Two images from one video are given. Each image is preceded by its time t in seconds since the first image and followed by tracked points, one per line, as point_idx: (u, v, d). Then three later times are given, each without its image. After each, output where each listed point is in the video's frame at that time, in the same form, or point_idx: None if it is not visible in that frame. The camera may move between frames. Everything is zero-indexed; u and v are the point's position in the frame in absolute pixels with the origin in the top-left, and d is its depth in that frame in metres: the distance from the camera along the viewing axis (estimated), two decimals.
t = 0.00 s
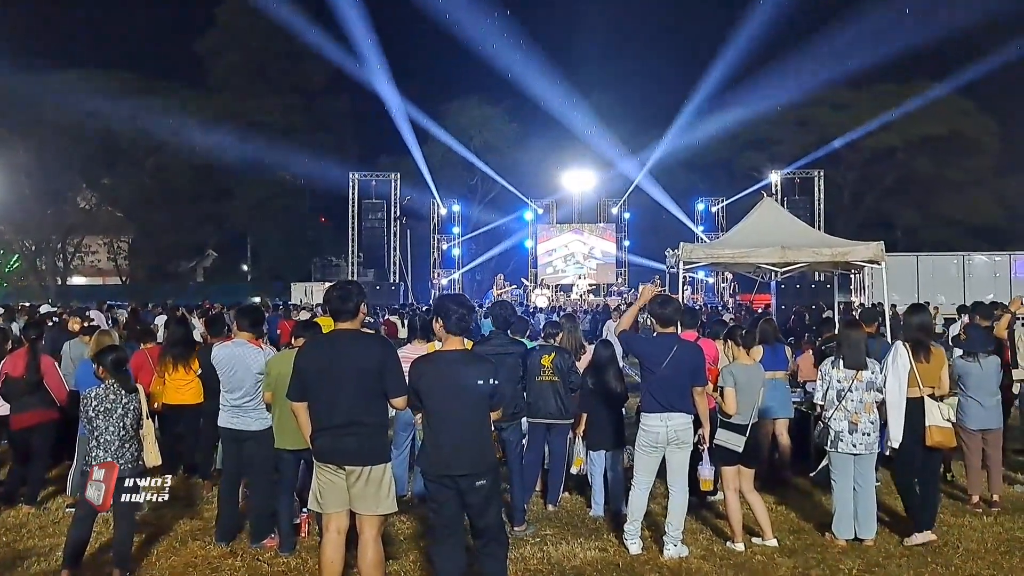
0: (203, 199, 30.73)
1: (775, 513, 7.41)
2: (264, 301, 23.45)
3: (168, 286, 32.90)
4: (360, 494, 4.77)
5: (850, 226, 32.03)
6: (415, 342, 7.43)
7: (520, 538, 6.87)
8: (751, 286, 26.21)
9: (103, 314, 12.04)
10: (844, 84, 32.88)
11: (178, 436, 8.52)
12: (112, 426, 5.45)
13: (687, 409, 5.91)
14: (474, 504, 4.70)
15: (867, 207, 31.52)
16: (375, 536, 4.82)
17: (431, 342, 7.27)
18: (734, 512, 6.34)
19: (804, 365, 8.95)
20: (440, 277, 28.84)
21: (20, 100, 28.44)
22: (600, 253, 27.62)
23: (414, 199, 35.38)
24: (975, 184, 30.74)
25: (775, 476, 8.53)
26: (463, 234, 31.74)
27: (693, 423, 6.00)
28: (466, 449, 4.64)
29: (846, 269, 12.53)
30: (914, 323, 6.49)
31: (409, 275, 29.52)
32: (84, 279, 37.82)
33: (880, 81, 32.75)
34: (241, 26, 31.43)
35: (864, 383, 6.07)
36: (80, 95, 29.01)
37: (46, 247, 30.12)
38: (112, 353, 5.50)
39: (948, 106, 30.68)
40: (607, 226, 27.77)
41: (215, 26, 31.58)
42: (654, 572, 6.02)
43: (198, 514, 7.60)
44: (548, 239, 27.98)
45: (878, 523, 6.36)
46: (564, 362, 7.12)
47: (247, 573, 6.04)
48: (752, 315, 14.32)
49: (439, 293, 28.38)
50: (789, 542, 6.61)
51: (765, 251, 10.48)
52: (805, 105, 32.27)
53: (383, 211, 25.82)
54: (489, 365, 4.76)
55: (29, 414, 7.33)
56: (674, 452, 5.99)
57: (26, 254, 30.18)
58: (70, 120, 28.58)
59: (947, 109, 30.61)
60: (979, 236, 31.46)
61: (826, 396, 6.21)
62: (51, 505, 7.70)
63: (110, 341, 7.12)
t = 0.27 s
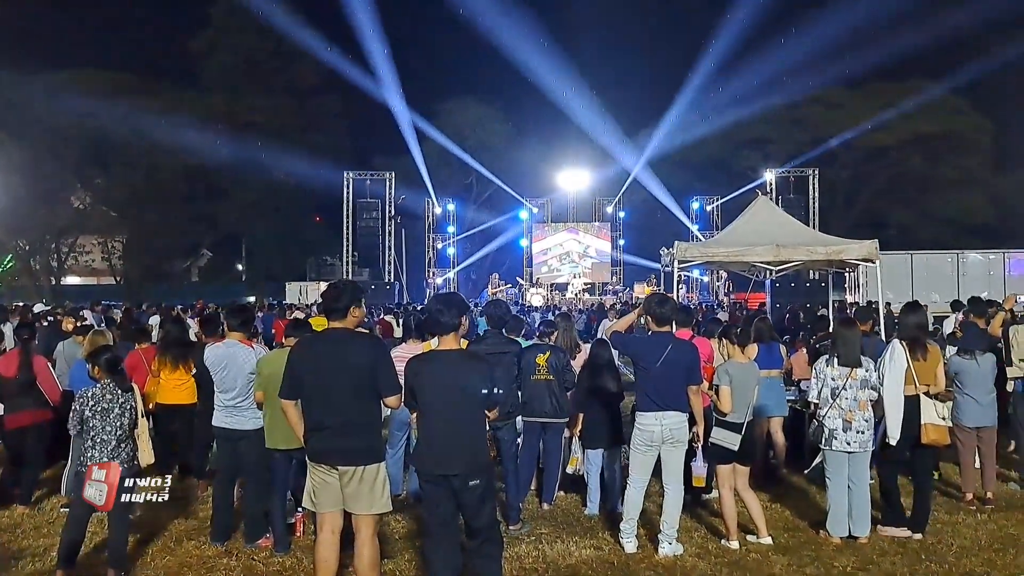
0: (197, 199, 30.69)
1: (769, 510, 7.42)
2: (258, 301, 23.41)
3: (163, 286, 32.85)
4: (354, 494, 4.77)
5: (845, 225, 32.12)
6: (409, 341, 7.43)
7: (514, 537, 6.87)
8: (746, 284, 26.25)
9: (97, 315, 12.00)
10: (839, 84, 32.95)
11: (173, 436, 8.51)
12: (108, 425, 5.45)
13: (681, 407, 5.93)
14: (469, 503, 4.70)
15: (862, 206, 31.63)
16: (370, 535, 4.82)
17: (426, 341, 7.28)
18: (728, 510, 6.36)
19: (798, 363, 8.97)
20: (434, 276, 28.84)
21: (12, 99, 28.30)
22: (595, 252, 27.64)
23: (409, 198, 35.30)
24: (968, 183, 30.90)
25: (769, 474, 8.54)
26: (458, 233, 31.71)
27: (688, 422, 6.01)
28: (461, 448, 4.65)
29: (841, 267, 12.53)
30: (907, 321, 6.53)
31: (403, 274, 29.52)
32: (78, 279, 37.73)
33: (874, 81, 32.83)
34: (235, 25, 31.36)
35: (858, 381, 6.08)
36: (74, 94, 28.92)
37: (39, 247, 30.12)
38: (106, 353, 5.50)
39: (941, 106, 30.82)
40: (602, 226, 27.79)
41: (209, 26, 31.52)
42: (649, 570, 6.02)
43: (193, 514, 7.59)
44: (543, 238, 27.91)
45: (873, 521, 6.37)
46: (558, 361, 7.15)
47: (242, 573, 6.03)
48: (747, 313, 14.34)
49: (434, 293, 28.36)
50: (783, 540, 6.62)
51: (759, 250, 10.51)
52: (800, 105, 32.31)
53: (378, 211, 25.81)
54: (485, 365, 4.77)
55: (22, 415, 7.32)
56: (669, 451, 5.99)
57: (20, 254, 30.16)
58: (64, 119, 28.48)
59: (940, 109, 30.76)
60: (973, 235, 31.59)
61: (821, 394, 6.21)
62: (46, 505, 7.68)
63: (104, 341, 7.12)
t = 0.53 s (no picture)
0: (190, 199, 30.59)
1: (763, 508, 7.45)
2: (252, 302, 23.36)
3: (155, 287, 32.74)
4: (348, 494, 4.76)
5: (838, 223, 32.20)
6: (402, 341, 7.43)
7: (509, 536, 6.87)
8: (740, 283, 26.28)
9: (89, 316, 11.95)
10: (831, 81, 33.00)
11: (166, 437, 8.49)
12: (103, 426, 5.44)
13: (675, 405, 5.94)
14: (464, 503, 4.70)
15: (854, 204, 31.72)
16: (365, 536, 4.82)
17: (420, 340, 7.28)
18: (722, 508, 6.37)
19: (791, 361, 9.00)
20: (428, 275, 28.86)
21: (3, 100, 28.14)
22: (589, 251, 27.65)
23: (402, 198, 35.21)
24: (959, 181, 31.02)
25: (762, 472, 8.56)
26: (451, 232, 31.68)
27: (682, 419, 6.02)
28: (456, 448, 4.65)
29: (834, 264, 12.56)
30: (899, 319, 6.56)
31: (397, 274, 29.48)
32: (71, 280, 37.58)
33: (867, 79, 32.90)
34: (226, 25, 31.25)
35: (851, 379, 6.10)
36: (65, 94, 28.84)
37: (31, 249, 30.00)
38: (97, 354, 5.48)
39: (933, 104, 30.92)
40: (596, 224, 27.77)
41: (201, 25, 31.40)
42: (643, 568, 6.04)
43: (187, 515, 7.58)
44: (537, 237, 27.89)
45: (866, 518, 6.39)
46: (552, 360, 7.15)
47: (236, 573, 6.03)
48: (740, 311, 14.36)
49: (428, 292, 28.35)
50: (776, 537, 6.65)
51: (753, 248, 10.54)
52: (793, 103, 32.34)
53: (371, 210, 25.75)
54: (479, 365, 4.77)
55: (15, 416, 7.29)
56: (663, 449, 6.01)
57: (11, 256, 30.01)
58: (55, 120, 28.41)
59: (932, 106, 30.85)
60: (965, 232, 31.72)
61: (813, 392, 6.24)
62: (39, 506, 7.65)
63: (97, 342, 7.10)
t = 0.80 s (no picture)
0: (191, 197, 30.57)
1: (763, 507, 7.46)
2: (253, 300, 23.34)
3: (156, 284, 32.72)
4: (352, 492, 4.77)
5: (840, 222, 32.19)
6: (403, 339, 7.43)
7: (510, 534, 6.89)
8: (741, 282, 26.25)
9: (90, 314, 11.90)
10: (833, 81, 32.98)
11: (165, 435, 8.48)
12: (103, 422, 5.47)
13: (676, 405, 5.95)
14: (467, 502, 4.70)
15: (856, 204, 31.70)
16: (368, 534, 4.82)
17: (420, 339, 7.28)
18: (723, 507, 6.38)
19: (792, 361, 9.00)
20: (429, 274, 29.00)
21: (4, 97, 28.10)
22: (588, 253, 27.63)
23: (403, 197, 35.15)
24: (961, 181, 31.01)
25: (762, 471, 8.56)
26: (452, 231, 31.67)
27: (682, 419, 6.03)
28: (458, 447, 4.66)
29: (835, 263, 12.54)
30: (901, 320, 6.57)
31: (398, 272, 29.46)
32: (72, 277, 37.55)
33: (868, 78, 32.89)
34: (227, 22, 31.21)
35: (852, 379, 6.10)
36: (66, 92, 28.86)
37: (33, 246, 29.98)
38: (92, 353, 5.46)
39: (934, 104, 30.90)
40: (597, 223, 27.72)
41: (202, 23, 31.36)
42: (643, 567, 6.05)
43: (188, 512, 7.59)
44: (538, 236, 27.84)
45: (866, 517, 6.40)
46: (553, 360, 7.16)
47: (237, 570, 6.04)
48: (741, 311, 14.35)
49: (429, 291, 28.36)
50: (776, 536, 6.65)
51: (754, 248, 10.54)
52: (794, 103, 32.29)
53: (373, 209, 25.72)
54: (481, 365, 4.77)
55: (16, 413, 7.29)
56: (663, 449, 6.01)
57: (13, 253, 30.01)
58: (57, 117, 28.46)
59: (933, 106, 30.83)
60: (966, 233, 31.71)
61: (813, 391, 6.24)
62: (40, 503, 7.65)
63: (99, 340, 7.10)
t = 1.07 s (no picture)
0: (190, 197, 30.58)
1: (760, 504, 7.52)
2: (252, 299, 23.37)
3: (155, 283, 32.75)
4: (354, 489, 4.83)
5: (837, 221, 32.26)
6: (402, 338, 7.49)
7: (509, 532, 6.95)
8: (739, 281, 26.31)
9: (90, 312, 11.93)
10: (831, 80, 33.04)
11: (164, 434, 8.53)
12: (101, 419, 5.54)
13: (673, 404, 6.01)
14: (469, 498, 4.77)
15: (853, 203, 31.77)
16: (369, 530, 4.89)
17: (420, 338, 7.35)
18: (719, 504, 6.44)
19: (789, 360, 9.06)
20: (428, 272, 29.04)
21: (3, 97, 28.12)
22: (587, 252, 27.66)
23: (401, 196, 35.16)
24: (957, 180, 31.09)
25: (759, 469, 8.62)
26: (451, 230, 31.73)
27: (679, 417, 6.09)
28: (458, 445, 4.73)
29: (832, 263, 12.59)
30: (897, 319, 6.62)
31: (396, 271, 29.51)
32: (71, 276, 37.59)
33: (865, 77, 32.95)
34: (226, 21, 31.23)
35: (847, 378, 6.16)
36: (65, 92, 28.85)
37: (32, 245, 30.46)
38: (92, 351, 5.53)
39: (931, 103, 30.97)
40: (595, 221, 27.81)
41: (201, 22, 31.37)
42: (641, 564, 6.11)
43: (188, 510, 7.65)
44: (538, 234, 27.99)
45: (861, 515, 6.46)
46: (551, 358, 7.22)
47: (237, 568, 6.10)
48: (738, 310, 14.40)
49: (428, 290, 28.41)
50: (773, 534, 6.72)
51: (750, 247, 10.61)
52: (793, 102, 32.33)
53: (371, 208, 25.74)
54: (482, 362, 4.83)
55: (15, 412, 7.35)
56: (660, 447, 6.08)
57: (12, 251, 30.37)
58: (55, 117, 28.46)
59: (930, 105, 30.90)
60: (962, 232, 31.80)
61: (809, 390, 6.31)
62: (40, 501, 7.71)
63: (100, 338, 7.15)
